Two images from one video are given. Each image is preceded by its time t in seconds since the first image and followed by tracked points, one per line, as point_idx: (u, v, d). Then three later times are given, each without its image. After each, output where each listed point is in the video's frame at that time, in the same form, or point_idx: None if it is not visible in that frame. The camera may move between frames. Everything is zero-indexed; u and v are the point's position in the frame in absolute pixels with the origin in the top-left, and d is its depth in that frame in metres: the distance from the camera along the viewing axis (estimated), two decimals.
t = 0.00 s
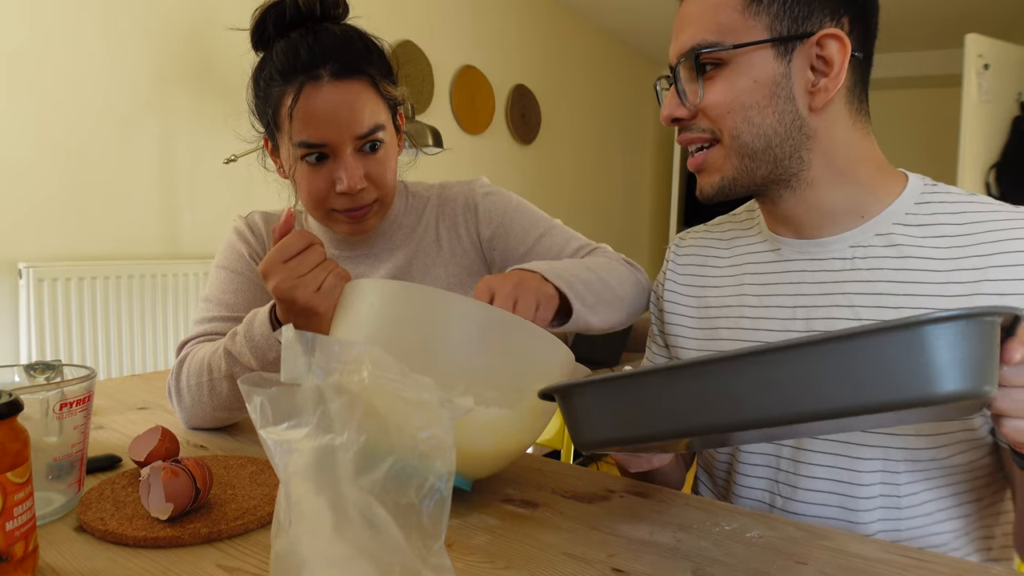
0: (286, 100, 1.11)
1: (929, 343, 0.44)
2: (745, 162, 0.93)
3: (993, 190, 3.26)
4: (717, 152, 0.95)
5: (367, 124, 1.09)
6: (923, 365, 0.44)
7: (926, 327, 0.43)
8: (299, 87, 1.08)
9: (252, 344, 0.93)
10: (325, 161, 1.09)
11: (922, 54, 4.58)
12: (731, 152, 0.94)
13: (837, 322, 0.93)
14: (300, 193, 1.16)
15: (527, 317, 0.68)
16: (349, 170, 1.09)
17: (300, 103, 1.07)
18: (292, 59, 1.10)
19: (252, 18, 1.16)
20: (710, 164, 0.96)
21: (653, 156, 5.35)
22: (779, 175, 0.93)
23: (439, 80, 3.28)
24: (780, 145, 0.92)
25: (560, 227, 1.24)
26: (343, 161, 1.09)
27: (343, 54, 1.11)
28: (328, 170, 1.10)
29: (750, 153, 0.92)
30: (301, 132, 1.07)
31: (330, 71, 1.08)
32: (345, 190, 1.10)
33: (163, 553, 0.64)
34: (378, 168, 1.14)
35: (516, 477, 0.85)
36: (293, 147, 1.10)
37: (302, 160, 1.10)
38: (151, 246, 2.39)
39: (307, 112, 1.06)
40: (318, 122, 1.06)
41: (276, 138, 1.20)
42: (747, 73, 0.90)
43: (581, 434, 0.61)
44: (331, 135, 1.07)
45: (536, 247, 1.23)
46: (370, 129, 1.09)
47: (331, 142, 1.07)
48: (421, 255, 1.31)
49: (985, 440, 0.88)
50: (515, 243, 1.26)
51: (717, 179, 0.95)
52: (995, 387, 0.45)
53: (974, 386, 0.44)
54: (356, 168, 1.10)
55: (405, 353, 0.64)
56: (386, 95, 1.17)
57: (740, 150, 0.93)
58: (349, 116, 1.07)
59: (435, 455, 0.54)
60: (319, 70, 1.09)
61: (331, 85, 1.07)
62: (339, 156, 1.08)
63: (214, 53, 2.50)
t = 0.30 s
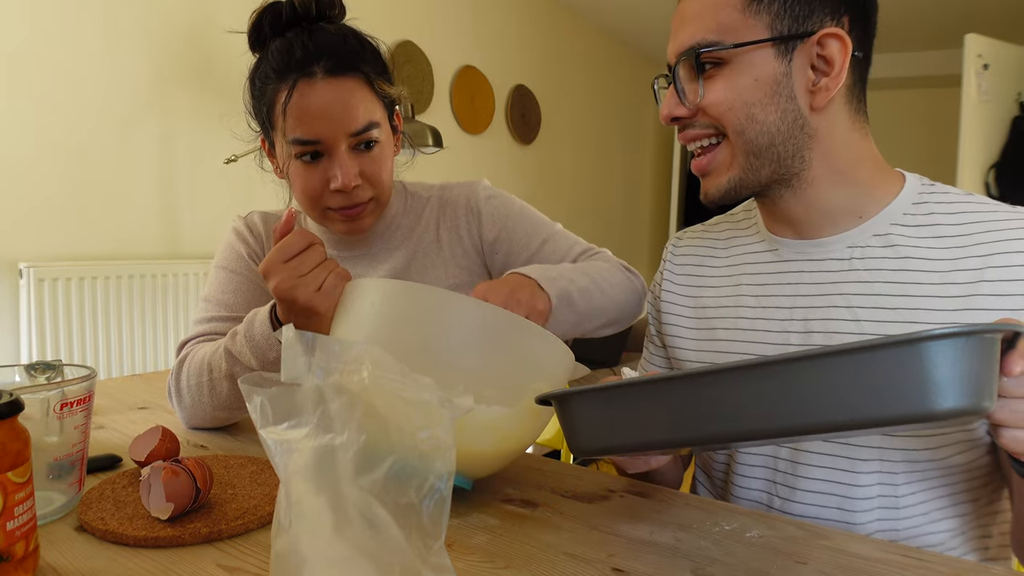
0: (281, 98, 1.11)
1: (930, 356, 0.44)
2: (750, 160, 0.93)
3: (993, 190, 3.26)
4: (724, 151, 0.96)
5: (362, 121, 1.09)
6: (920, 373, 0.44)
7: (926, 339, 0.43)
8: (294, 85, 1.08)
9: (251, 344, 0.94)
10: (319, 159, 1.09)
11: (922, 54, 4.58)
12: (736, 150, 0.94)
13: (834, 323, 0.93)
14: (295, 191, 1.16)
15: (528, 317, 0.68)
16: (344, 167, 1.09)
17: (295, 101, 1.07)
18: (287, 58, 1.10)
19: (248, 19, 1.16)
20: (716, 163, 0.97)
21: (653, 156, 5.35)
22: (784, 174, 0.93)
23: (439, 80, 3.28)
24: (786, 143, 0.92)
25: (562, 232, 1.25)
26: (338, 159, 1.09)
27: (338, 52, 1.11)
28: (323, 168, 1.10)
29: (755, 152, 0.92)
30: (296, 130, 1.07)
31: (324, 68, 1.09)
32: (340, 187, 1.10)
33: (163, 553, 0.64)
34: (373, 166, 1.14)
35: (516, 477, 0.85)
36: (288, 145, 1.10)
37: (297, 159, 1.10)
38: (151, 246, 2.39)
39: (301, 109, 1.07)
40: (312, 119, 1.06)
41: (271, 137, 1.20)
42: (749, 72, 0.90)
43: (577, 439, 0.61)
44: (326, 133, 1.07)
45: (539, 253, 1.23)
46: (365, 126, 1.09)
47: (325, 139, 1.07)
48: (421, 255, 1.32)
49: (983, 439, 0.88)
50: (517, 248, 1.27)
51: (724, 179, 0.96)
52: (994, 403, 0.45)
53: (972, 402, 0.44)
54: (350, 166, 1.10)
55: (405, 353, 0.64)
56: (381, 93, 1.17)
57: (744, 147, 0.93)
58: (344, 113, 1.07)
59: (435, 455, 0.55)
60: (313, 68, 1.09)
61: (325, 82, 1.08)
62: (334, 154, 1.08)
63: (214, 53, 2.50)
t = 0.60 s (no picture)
0: (280, 97, 1.11)
1: (929, 365, 0.43)
2: (745, 162, 0.93)
3: (993, 190, 3.25)
4: (717, 151, 0.95)
5: (360, 121, 1.08)
6: (918, 377, 0.44)
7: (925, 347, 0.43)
8: (293, 85, 1.08)
9: (252, 344, 0.94)
10: (317, 159, 1.09)
11: (922, 54, 4.58)
12: (731, 152, 0.94)
13: (834, 323, 0.93)
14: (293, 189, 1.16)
15: (528, 319, 0.68)
16: (343, 167, 1.09)
17: (294, 101, 1.07)
18: (287, 58, 1.10)
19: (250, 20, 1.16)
20: (710, 164, 0.96)
21: (653, 156, 5.35)
22: (779, 176, 0.93)
23: (439, 80, 3.28)
24: (782, 144, 0.92)
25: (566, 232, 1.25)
26: (336, 158, 1.08)
27: (337, 52, 1.11)
28: (321, 168, 1.10)
29: (751, 153, 0.92)
30: (295, 129, 1.07)
31: (323, 68, 1.09)
32: (338, 187, 1.10)
33: (163, 553, 0.64)
34: (372, 165, 1.14)
35: (516, 477, 0.85)
36: (287, 144, 1.10)
37: (296, 158, 1.10)
38: (151, 246, 2.40)
39: (300, 109, 1.07)
40: (311, 119, 1.06)
41: (271, 136, 1.20)
42: (749, 72, 0.90)
43: (574, 442, 0.61)
44: (325, 132, 1.07)
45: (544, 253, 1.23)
46: (364, 126, 1.09)
47: (324, 138, 1.07)
48: (422, 255, 1.32)
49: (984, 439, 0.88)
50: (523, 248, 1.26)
51: (717, 180, 0.96)
52: (995, 412, 0.44)
53: (974, 412, 0.44)
54: (349, 165, 1.09)
55: (404, 354, 0.64)
56: (381, 93, 1.17)
57: (741, 149, 0.93)
58: (342, 113, 1.07)
59: (435, 455, 0.55)
60: (312, 68, 1.09)
61: (324, 81, 1.08)
62: (333, 153, 1.08)
63: (214, 53, 2.50)
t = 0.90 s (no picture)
0: (280, 97, 1.11)
1: (919, 399, 0.43)
2: (744, 160, 0.93)
3: (993, 190, 3.25)
4: (718, 150, 0.96)
5: (360, 120, 1.08)
6: (907, 407, 0.43)
7: (915, 381, 0.43)
8: (293, 84, 1.08)
9: (252, 344, 0.94)
10: (317, 158, 1.09)
11: (922, 53, 4.58)
12: (730, 150, 0.94)
13: (832, 323, 0.93)
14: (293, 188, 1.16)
15: (528, 319, 0.68)
16: (342, 166, 1.09)
17: (294, 100, 1.07)
18: (286, 57, 1.10)
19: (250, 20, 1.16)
20: (710, 163, 0.96)
21: (652, 155, 5.35)
22: (779, 176, 0.93)
23: (439, 80, 3.28)
24: (782, 142, 0.92)
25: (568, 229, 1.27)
26: (336, 158, 1.09)
27: (336, 52, 1.11)
28: (320, 167, 1.10)
29: (750, 151, 0.92)
30: (295, 128, 1.07)
31: (323, 67, 1.09)
32: (338, 186, 1.10)
33: (163, 553, 0.64)
34: (372, 164, 1.13)
35: (516, 477, 0.85)
36: (287, 143, 1.10)
37: (295, 157, 1.10)
38: (151, 246, 2.39)
39: (300, 108, 1.07)
40: (310, 118, 1.06)
41: (271, 136, 1.20)
42: (748, 70, 0.90)
43: (568, 456, 0.61)
44: (325, 131, 1.07)
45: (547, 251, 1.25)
46: (364, 126, 1.09)
47: (324, 138, 1.07)
48: (423, 255, 1.32)
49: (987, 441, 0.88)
50: (526, 247, 1.28)
51: (716, 178, 0.96)
52: (983, 442, 0.44)
53: (961, 443, 0.44)
54: (349, 164, 1.09)
55: (404, 354, 0.64)
56: (381, 93, 1.17)
57: (741, 147, 0.93)
58: (342, 112, 1.07)
59: (435, 455, 0.54)
60: (312, 67, 1.09)
61: (324, 81, 1.08)
62: (332, 152, 1.08)
63: (214, 53, 2.50)
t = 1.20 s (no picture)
0: (280, 97, 1.11)
1: (912, 494, 0.38)
2: (758, 155, 0.91)
3: (993, 190, 3.25)
4: (729, 144, 0.92)
5: (359, 120, 1.08)
6: (901, 501, 0.39)
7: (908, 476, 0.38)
8: (293, 85, 1.08)
9: (253, 344, 0.94)
10: (316, 158, 1.09)
11: (923, 53, 4.57)
12: (745, 144, 0.91)
13: (828, 322, 0.93)
14: (291, 186, 1.16)
15: (530, 318, 0.69)
16: (342, 167, 1.09)
17: (294, 101, 1.07)
18: (287, 57, 1.10)
19: (250, 21, 1.16)
20: (721, 157, 0.92)
21: (653, 155, 5.34)
22: (789, 172, 0.92)
23: (439, 80, 3.28)
24: (795, 139, 0.91)
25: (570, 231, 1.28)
26: (336, 158, 1.09)
27: (337, 53, 1.11)
28: (320, 167, 1.10)
29: (764, 146, 0.90)
30: (294, 128, 1.07)
31: (323, 68, 1.09)
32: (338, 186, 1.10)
33: (163, 553, 0.64)
34: (373, 164, 1.14)
35: (516, 477, 0.85)
36: (286, 144, 1.10)
37: (295, 158, 1.10)
38: (151, 246, 2.39)
39: (300, 109, 1.07)
40: (309, 118, 1.06)
41: (272, 136, 1.20)
42: (769, 60, 0.88)
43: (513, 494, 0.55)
44: (324, 132, 1.07)
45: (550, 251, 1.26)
46: (363, 126, 1.09)
47: (323, 139, 1.07)
48: (423, 255, 1.32)
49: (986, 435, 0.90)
50: (528, 247, 1.28)
51: (728, 174, 0.92)
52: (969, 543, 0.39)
53: (947, 544, 0.39)
54: (348, 165, 1.10)
55: (404, 354, 0.64)
56: (381, 93, 1.17)
57: (757, 141, 0.90)
58: (340, 112, 1.07)
59: (435, 455, 0.54)
60: (312, 67, 1.09)
61: (324, 82, 1.08)
62: (332, 153, 1.08)
63: (215, 53, 2.50)
